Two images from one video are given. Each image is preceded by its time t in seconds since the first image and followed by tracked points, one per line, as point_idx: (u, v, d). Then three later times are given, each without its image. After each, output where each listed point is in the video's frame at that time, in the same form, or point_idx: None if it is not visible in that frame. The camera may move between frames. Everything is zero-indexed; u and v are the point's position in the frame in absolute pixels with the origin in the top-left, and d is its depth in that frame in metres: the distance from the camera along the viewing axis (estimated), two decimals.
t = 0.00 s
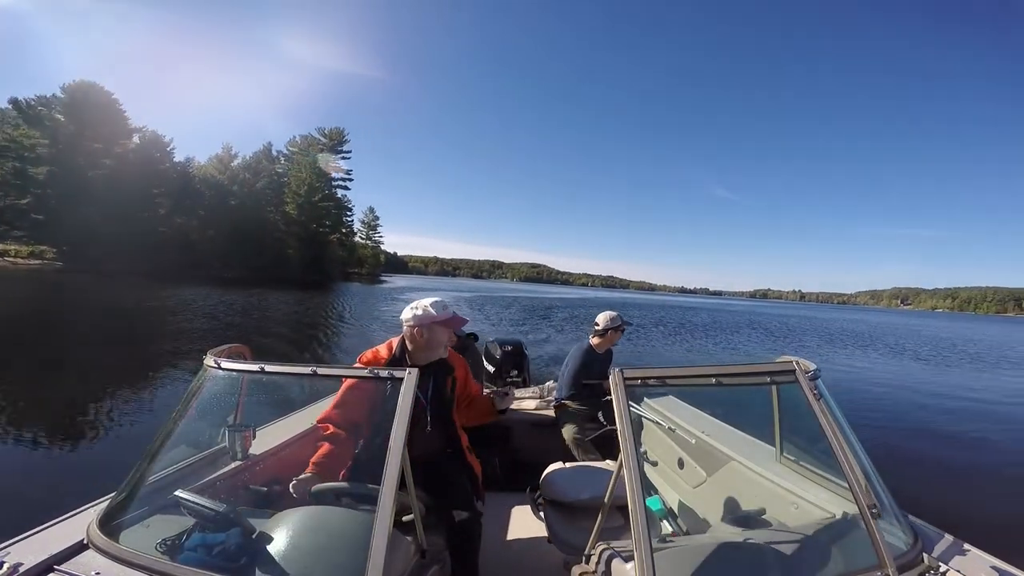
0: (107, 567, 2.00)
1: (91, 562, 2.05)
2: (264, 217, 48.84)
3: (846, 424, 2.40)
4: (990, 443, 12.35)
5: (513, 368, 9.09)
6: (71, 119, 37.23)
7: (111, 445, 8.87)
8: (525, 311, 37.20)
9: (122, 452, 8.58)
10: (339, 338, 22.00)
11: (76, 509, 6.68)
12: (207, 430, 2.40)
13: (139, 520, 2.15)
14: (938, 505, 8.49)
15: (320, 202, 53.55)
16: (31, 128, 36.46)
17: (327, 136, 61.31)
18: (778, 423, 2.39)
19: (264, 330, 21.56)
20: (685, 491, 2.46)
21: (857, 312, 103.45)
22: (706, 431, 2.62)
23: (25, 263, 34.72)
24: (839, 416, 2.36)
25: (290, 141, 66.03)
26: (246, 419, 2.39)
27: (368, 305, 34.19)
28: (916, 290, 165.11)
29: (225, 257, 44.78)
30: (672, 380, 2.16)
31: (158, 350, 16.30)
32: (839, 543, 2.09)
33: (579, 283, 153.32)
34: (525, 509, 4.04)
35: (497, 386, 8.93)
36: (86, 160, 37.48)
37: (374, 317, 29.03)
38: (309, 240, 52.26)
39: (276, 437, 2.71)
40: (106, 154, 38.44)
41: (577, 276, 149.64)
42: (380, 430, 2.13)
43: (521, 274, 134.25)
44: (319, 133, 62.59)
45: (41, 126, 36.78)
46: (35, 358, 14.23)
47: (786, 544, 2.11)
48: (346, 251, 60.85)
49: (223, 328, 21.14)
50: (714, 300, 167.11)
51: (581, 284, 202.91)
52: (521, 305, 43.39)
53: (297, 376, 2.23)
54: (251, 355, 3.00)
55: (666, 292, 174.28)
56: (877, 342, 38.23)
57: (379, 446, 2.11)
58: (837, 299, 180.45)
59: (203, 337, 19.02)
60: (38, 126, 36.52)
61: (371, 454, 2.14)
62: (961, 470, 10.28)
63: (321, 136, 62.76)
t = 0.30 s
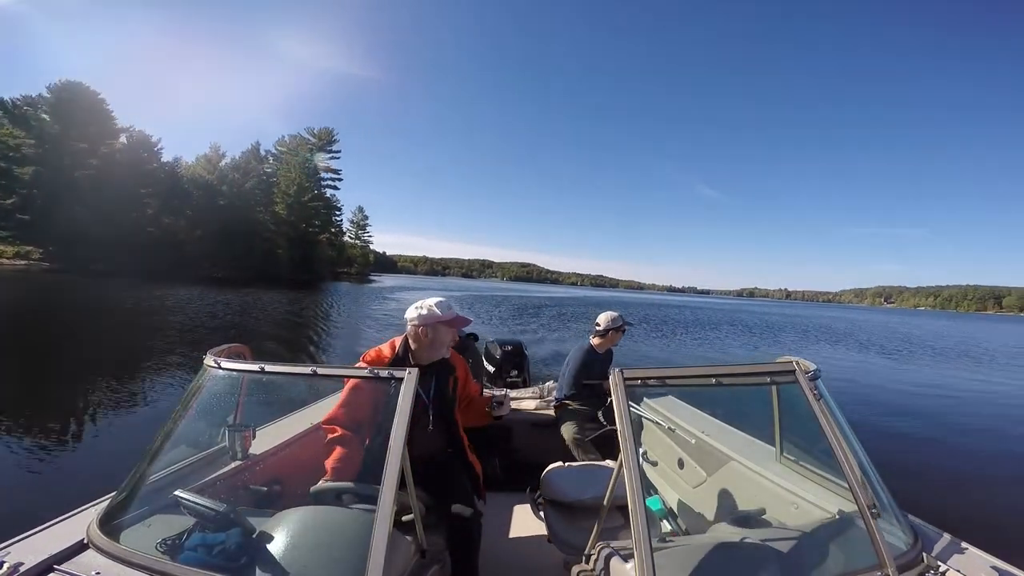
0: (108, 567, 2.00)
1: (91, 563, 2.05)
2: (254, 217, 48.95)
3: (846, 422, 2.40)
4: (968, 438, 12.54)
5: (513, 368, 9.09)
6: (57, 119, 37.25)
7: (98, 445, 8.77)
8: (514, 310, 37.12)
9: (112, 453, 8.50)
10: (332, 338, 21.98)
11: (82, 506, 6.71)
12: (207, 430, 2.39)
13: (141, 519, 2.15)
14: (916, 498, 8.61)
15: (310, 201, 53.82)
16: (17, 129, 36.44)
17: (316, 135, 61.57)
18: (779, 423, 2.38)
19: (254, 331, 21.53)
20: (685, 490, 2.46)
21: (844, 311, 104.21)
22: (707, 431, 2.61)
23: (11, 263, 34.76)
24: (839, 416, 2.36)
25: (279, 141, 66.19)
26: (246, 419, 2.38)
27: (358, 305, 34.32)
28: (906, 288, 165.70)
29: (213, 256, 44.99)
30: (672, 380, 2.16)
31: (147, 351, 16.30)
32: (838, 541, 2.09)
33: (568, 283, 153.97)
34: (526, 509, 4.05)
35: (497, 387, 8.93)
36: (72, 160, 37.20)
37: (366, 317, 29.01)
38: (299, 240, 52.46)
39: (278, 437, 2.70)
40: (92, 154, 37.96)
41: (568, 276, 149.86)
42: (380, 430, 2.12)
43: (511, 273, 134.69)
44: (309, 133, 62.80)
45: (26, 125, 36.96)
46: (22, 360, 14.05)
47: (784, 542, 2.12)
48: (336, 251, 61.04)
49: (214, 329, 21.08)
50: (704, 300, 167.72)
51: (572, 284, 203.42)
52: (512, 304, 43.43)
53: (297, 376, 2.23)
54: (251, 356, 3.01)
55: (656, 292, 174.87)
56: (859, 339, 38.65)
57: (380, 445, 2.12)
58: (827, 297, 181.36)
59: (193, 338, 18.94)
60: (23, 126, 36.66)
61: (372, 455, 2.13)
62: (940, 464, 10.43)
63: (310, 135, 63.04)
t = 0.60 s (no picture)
0: (107, 567, 2.01)
1: (91, 562, 2.05)
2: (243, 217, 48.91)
3: (846, 424, 2.40)
4: (948, 433, 12.68)
5: (513, 368, 9.10)
6: (43, 119, 37.13)
7: (83, 449, 8.60)
8: (503, 309, 36.93)
9: (99, 455, 8.42)
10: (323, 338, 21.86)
11: (79, 508, 6.66)
12: (207, 429, 2.39)
13: (141, 519, 2.15)
14: (903, 492, 8.70)
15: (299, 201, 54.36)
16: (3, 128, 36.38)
17: (306, 134, 61.60)
18: (778, 423, 2.38)
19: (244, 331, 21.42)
20: (685, 489, 2.46)
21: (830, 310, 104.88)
22: (707, 431, 2.61)
23: None
24: (839, 416, 2.36)
25: (267, 140, 66.23)
26: (246, 419, 2.38)
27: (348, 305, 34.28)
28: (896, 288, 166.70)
29: (200, 255, 45.14)
30: (673, 380, 2.16)
31: (132, 351, 16.26)
32: (837, 541, 2.10)
33: (558, 283, 154.37)
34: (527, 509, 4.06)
35: (497, 387, 8.94)
36: (57, 159, 36.59)
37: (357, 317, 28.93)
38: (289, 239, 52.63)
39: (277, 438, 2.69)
40: (78, 153, 37.38)
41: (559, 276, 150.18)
42: (380, 431, 2.12)
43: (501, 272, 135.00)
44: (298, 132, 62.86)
45: (12, 125, 36.96)
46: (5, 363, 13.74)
47: (784, 543, 2.12)
48: (325, 250, 61.20)
49: (203, 330, 20.93)
50: (693, 299, 168.27)
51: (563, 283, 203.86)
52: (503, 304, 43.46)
53: (297, 375, 2.23)
54: (251, 356, 3.01)
55: (645, 291, 175.50)
56: (840, 336, 39.11)
57: (381, 446, 2.12)
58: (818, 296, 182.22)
59: (181, 339, 18.79)
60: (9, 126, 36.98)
61: (373, 455, 2.14)
62: (918, 458, 10.57)
63: (299, 135, 63.17)
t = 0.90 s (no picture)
0: (107, 567, 2.01)
1: (91, 563, 2.05)
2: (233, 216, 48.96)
3: (845, 424, 2.40)
4: (932, 429, 12.81)
5: (513, 368, 9.10)
6: (29, 117, 36.86)
7: (68, 449, 8.52)
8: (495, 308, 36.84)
9: (85, 454, 8.35)
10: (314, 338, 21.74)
11: (68, 510, 6.59)
12: (208, 429, 2.40)
13: (141, 519, 2.15)
14: (891, 487, 8.78)
15: (288, 199, 54.48)
16: None
17: (294, 133, 61.66)
18: (778, 423, 2.38)
19: (234, 330, 21.30)
20: (684, 489, 2.46)
21: (817, 309, 105.16)
22: (707, 431, 2.61)
23: None
24: (838, 416, 2.37)
25: (255, 139, 66.16)
26: (246, 419, 2.37)
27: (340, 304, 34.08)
28: (883, 287, 167.98)
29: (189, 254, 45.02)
30: (673, 380, 2.15)
31: (119, 351, 16.09)
32: (837, 540, 2.10)
33: (548, 282, 154.68)
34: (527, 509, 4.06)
35: (496, 386, 8.94)
36: (45, 157, 36.43)
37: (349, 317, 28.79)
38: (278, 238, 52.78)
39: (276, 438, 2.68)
40: (66, 152, 37.28)
41: (548, 275, 150.47)
42: (380, 431, 2.12)
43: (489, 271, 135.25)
44: (286, 131, 62.89)
45: None
46: None
47: (784, 543, 2.12)
48: (314, 249, 61.35)
49: (192, 329, 20.76)
50: (682, 297, 168.85)
51: (552, 282, 204.06)
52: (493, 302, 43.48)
53: (296, 375, 2.23)
54: (250, 356, 3.01)
55: (633, 290, 176.03)
56: (823, 334, 39.44)
57: (381, 445, 2.11)
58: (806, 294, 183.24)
59: (169, 338, 18.64)
60: None
61: (373, 455, 2.13)
62: (902, 453, 10.69)
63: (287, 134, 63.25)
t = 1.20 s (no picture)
0: (108, 567, 2.01)
1: (90, 563, 2.05)
2: (222, 215, 48.90)
3: (845, 424, 2.40)
4: (923, 426, 12.84)
5: (513, 368, 9.10)
6: (16, 117, 37.54)
7: (55, 451, 8.46)
8: (487, 307, 36.80)
9: (73, 456, 8.29)
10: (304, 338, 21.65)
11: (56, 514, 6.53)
12: (207, 429, 2.39)
13: (141, 519, 2.15)
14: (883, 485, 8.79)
15: (279, 198, 54.46)
16: None
17: (284, 133, 61.56)
18: (778, 423, 2.38)
19: (222, 330, 21.19)
20: (684, 489, 2.46)
21: (807, 307, 105.28)
22: (706, 431, 2.62)
23: None
24: (838, 416, 2.37)
25: (245, 138, 65.99)
26: (246, 419, 2.37)
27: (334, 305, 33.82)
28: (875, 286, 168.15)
29: (178, 253, 44.89)
30: (672, 380, 2.16)
31: (105, 352, 16.00)
32: (835, 540, 2.10)
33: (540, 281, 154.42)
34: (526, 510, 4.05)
35: (496, 386, 8.94)
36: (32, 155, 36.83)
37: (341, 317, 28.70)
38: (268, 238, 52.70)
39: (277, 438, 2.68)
40: (53, 152, 37.50)
41: (540, 275, 150.23)
42: (379, 431, 2.12)
43: (481, 271, 134.98)
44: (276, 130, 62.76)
45: None
46: None
47: (783, 542, 2.13)
48: (304, 248, 61.26)
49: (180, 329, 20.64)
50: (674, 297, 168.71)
51: (545, 282, 203.67)
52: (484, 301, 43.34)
53: (296, 375, 2.24)
54: (251, 356, 3.01)
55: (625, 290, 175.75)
56: (815, 332, 39.51)
57: (380, 446, 2.11)
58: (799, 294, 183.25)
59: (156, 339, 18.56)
60: None
61: (372, 455, 2.13)
62: (894, 451, 10.70)
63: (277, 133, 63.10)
